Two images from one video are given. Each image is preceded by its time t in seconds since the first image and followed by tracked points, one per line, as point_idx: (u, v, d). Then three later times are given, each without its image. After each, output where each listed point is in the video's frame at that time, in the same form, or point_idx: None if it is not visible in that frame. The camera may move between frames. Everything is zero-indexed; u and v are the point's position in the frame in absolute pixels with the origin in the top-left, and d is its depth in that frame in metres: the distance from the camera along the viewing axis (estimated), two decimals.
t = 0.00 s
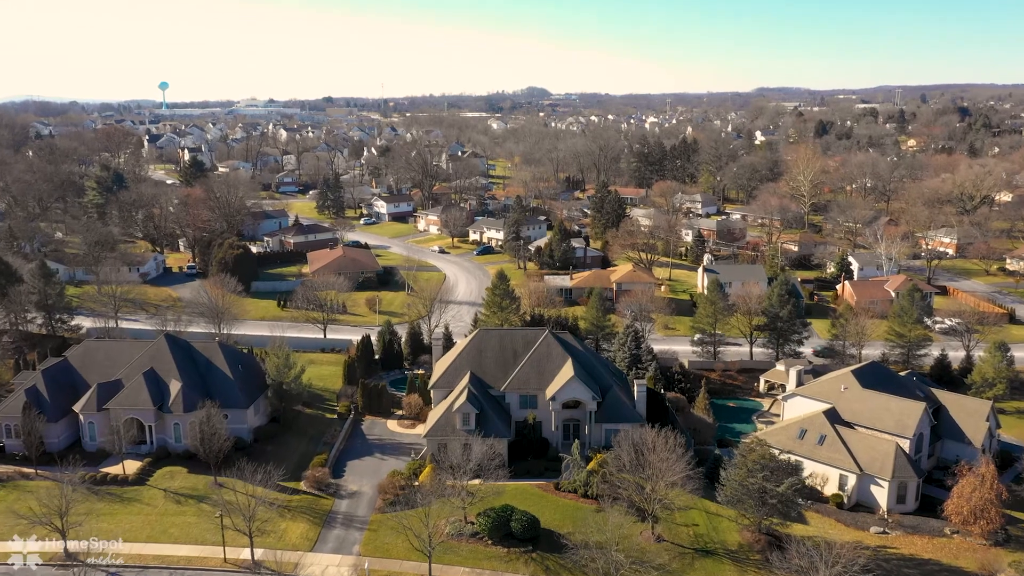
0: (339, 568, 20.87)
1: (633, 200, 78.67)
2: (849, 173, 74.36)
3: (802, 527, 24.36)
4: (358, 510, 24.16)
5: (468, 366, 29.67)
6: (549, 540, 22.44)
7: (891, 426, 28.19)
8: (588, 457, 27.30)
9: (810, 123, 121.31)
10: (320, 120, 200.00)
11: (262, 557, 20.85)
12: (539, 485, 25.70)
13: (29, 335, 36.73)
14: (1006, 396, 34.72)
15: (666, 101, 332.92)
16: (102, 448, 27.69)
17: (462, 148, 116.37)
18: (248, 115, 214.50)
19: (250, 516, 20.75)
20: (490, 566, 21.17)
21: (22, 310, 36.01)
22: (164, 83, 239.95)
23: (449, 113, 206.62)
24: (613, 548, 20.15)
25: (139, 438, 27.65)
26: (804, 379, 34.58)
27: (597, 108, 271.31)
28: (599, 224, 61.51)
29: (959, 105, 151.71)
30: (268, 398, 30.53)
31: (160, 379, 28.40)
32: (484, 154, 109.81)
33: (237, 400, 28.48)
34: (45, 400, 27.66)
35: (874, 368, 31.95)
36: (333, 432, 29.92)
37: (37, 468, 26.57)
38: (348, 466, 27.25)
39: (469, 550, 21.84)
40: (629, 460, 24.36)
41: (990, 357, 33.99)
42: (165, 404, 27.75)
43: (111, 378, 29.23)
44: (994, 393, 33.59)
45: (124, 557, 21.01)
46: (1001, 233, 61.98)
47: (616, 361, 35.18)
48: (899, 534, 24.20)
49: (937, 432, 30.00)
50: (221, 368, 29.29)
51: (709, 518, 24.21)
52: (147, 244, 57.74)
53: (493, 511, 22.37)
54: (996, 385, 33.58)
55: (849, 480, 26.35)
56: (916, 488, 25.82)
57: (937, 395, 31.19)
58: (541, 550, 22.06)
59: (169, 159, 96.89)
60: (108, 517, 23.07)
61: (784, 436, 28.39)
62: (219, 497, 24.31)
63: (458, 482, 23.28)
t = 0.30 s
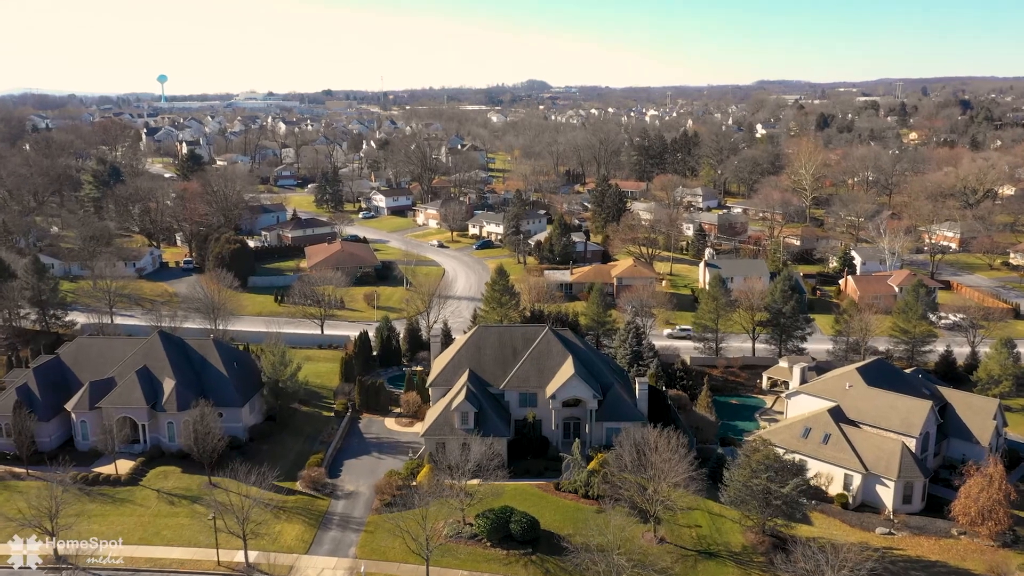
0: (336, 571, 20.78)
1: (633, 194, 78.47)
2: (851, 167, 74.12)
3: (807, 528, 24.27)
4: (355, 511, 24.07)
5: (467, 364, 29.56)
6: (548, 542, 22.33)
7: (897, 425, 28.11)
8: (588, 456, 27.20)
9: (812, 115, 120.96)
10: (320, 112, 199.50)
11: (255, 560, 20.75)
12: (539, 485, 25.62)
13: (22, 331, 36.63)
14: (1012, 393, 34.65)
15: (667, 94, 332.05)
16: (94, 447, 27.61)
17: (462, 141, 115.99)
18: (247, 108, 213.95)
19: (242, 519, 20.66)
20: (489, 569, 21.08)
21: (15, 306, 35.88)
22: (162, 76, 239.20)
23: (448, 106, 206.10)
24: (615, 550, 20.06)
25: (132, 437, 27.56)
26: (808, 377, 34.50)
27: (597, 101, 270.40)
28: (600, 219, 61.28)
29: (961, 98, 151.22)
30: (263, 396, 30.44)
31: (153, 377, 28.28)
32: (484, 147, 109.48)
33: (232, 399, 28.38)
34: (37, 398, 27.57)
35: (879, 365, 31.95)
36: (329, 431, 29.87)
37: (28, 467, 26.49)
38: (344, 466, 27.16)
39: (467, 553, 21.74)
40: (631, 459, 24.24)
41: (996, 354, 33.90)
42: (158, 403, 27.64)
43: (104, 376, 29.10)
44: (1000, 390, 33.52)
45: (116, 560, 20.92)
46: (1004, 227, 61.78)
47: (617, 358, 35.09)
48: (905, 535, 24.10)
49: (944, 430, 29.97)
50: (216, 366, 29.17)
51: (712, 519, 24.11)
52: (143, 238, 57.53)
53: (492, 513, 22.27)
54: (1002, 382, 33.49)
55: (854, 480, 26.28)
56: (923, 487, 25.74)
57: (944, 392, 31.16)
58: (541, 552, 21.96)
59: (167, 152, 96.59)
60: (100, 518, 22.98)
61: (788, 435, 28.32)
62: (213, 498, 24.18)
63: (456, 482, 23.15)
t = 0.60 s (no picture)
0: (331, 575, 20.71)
1: (633, 187, 78.30)
2: (853, 160, 73.87)
3: (812, 529, 24.19)
4: (351, 513, 23.97)
5: (466, 362, 29.44)
6: (548, 544, 22.23)
7: (903, 424, 27.98)
8: (589, 456, 27.10)
9: (812, 108, 120.66)
10: (319, 105, 199.07)
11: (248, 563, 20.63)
12: (539, 485, 25.52)
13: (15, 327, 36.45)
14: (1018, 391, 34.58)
15: (667, 86, 331.17)
16: (86, 447, 27.50)
17: (461, 134, 115.69)
18: (246, 101, 213.47)
19: (234, 522, 20.55)
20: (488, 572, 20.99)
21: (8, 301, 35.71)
22: (161, 69, 238.67)
23: (448, 99, 205.57)
24: (616, 554, 19.97)
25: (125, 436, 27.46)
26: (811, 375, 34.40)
27: (597, 93, 269.63)
28: (600, 212, 61.09)
29: (963, 90, 150.83)
30: (258, 394, 30.34)
31: (146, 375, 28.15)
32: (483, 140, 109.21)
33: (226, 397, 28.27)
34: (28, 397, 27.45)
35: (884, 363, 31.92)
36: (326, 429, 29.81)
37: (19, 467, 26.38)
38: (341, 466, 27.06)
39: (465, 555, 21.65)
40: (633, 460, 24.13)
41: (1002, 351, 33.78)
42: (151, 401, 27.52)
43: (97, 374, 28.98)
44: (1006, 387, 33.43)
45: (106, 563, 20.81)
46: (1008, 221, 61.60)
47: (618, 355, 34.98)
48: (912, 537, 24.03)
49: (951, 429, 29.92)
50: (210, 364, 29.04)
51: (714, 521, 24.01)
52: (139, 233, 57.31)
53: (491, 515, 22.19)
54: (1008, 379, 33.39)
55: (859, 480, 26.21)
56: (930, 488, 25.66)
57: (950, 390, 31.10)
58: (541, 554, 21.86)
59: (165, 146, 96.29)
60: (92, 520, 22.87)
61: (793, 434, 28.24)
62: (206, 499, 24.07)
63: (455, 482, 23.05)
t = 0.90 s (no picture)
0: None
1: (634, 181, 78.10)
2: (855, 154, 73.59)
3: (816, 532, 24.08)
4: (347, 514, 23.91)
5: (464, 359, 29.32)
6: (548, 547, 22.14)
7: (909, 423, 27.88)
8: (590, 455, 27.00)
9: (814, 101, 120.24)
10: (318, 98, 198.57)
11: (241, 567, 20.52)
12: (539, 486, 25.42)
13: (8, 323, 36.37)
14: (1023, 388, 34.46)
15: (667, 79, 330.19)
16: (78, 446, 27.40)
17: (461, 128, 115.37)
18: (245, 94, 213.06)
19: (227, 526, 20.42)
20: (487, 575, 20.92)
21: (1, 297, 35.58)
22: (160, 62, 238.28)
23: (447, 92, 205.10)
24: (618, 556, 19.91)
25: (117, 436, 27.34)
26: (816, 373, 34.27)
27: (598, 87, 268.89)
28: (601, 207, 60.88)
29: (965, 83, 150.45)
30: (253, 392, 30.26)
31: (139, 373, 28.04)
32: (483, 134, 108.91)
33: (220, 396, 28.16)
34: (19, 396, 27.33)
35: (890, 361, 31.83)
36: (323, 428, 29.74)
37: (10, 467, 26.28)
38: (337, 467, 26.98)
39: (463, 558, 21.57)
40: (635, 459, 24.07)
41: (1008, 348, 33.64)
42: (144, 400, 27.40)
43: (88, 372, 28.86)
44: (1012, 384, 33.32)
45: (97, 567, 20.69)
46: (1011, 215, 61.40)
47: (619, 352, 34.86)
48: (919, 539, 23.92)
49: (958, 428, 29.85)
50: (203, 362, 28.92)
51: (717, 523, 23.94)
52: (135, 227, 57.16)
53: (490, 517, 22.10)
54: (1014, 376, 33.27)
55: (865, 480, 26.15)
56: (936, 489, 25.55)
57: (956, 388, 31.01)
58: (541, 557, 21.75)
59: (162, 139, 96.02)
60: (84, 522, 22.77)
61: (796, 433, 28.18)
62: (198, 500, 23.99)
63: (453, 483, 22.95)
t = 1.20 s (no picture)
0: None
1: (634, 174, 77.90)
2: (857, 146, 73.30)
3: (824, 533, 23.93)
4: (343, 516, 23.81)
5: (463, 358, 29.19)
6: (547, 550, 22.03)
7: (916, 422, 27.77)
8: (591, 455, 26.92)
9: (815, 93, 119.90)
10: (317, 90, 197.90)
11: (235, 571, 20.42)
12: (537, 487, 25.32)
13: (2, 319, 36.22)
14: None
15: (667, 72, 329.17)
16: (69, 445, 27.31)
17: (461, 120, 115.01)
18: (244, 86, 212.56)
19: (219, 529, 20.31)
20: None
21: None
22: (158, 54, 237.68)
23: (447, 84, 204.56)
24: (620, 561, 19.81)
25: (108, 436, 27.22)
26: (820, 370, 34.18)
27: (598, 79, 268.27)
28: (601, 200, 60.68)
29: (967, 76, 150.19)
30: (247, 390, 30.15)
31: (131, 371, 27.90)
32: (483, 127, 108.61)
33: (214, 395, 28.04)
34: (10, 395, 27.19)
35: (895, 358, 31.73)
36: (318, 427, 29.65)
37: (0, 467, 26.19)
38: (332, 467, 26.88)
39: (463, 561, 21.46)
40: (638, 460, 23.96)
41: (1015, 344, 33.51)
42: (136, 399, 27.28)
43: (80, 371, 28.72)
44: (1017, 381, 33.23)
45: (88, 571, 20.58)
46: (1014, 209, 61.20)
47: (621, 350, 34.76)
48: (927, 540, 23.78)
49: (966, 427, 29.77)
50: (197, 360, 28.78)
51: (721, 525, 23.86)
52: (131, 221, 56.94)
53: (488, 520, 21.98)
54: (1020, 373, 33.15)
55: (871, 481, 26.06)
56: (944, 490, 25.45)
57: (964, 386, 30.93)
58: (540, 561, 21.63)
59: (160, 131, 95.72)
60: (75, 525, 22.67)
61: (801, 432, 28.10)
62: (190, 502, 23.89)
63: (451, 484, 22.82)
